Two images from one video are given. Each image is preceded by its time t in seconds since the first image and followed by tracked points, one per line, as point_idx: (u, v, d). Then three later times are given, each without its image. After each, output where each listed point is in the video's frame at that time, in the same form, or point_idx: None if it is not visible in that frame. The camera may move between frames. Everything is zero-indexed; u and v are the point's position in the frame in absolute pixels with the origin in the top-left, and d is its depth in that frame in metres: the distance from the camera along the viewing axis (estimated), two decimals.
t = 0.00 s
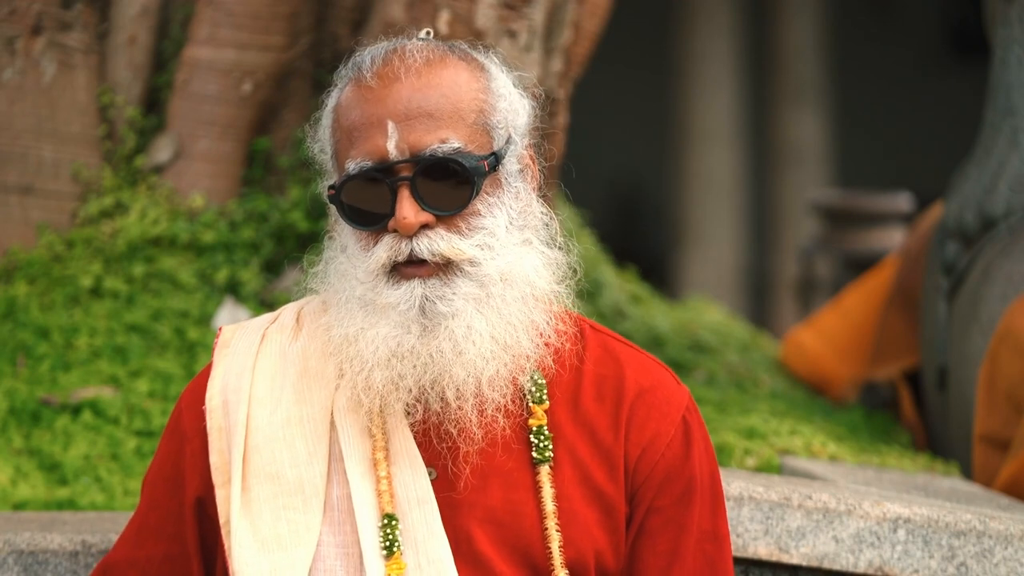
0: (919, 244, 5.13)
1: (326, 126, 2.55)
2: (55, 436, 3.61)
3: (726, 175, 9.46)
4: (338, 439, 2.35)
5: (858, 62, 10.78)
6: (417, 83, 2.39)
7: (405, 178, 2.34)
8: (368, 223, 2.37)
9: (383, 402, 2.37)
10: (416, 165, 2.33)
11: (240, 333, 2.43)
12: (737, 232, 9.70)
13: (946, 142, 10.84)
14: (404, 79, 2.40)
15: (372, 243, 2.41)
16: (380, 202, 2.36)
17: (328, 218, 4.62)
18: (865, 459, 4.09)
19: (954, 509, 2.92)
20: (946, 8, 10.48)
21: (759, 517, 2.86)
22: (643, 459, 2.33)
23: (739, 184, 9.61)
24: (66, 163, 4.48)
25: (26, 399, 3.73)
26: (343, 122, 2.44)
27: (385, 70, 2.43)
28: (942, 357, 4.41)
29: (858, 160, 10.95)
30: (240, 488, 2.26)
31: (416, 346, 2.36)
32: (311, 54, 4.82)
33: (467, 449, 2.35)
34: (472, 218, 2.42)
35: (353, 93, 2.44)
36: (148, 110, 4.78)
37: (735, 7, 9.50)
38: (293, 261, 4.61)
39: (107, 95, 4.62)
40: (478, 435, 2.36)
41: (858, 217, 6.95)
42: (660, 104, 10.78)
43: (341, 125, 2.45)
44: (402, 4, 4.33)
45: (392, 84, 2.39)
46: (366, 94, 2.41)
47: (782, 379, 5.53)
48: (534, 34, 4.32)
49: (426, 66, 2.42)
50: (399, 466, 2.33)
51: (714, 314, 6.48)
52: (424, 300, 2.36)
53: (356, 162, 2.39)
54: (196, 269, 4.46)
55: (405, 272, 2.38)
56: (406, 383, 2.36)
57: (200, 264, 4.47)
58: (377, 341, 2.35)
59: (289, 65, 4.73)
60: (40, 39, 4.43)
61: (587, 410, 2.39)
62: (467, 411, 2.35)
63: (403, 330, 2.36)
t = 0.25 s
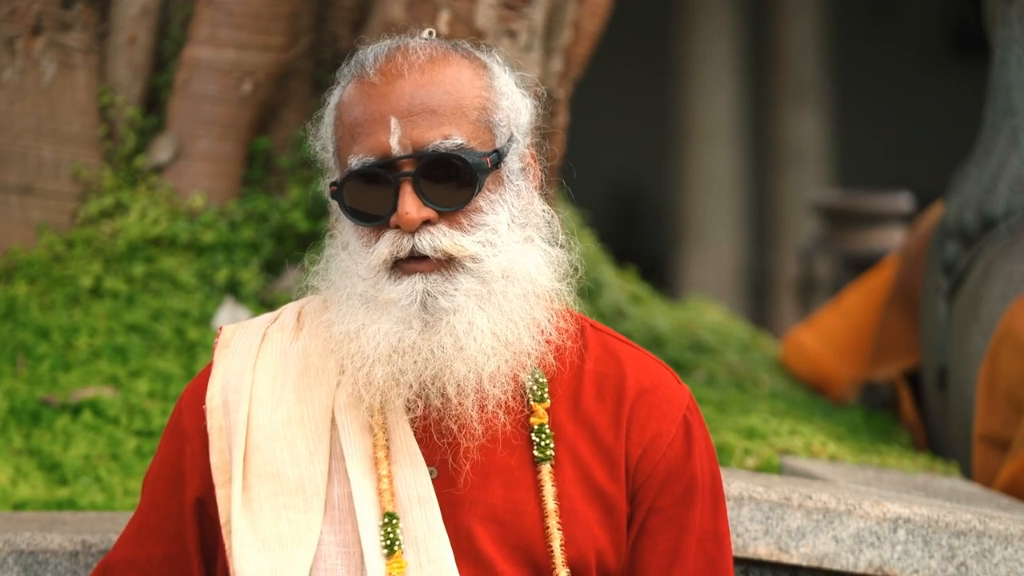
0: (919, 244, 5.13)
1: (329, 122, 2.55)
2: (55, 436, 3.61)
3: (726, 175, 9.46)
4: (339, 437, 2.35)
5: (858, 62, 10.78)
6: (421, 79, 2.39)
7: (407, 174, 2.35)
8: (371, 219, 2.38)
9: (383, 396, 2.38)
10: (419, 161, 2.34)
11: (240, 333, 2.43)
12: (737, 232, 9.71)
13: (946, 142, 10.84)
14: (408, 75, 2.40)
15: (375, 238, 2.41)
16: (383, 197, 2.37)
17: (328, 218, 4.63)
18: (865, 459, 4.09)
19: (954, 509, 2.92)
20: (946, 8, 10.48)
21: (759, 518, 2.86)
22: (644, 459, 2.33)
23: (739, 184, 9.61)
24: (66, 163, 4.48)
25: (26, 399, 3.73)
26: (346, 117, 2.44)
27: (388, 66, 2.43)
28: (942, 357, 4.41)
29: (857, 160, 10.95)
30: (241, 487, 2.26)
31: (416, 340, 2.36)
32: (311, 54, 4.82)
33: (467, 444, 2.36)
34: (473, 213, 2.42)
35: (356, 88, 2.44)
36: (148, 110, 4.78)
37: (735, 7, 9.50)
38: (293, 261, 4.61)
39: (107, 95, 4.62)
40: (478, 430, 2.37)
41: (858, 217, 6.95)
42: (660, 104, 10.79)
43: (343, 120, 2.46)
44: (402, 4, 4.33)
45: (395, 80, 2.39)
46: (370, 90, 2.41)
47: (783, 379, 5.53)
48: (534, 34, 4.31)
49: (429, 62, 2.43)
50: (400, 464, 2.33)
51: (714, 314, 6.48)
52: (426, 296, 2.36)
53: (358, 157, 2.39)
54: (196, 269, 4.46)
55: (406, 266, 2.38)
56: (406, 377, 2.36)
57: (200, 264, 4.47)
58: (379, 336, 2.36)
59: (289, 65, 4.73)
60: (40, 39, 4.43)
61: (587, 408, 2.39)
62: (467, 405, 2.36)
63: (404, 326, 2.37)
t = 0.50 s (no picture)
0: (919, 244, 5.13)
1: (363, 98, 2.56)
2: (55, 436, 3.61)
3: (726, 175, 9.46)
4: (337, 433, 2.35)
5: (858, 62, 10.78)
6: (466, 72, 2.42)
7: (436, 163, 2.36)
8: (392, 200, 2.39)
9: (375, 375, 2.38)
10: (450, 154, 2.35)
11: (239, 330, 2.42)
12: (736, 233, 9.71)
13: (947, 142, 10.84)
14: (453, 66, 2.43)
15: (391, 219, 2.42)
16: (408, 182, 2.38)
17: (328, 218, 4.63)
18: (865, 459, 4.09)
19: (954, 509, 2.92)
20: (946, 8, 10.48)
21: (759, 518, 2.85)
22: (644, 461, 2.33)
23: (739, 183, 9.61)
24: (66, 163, 4.48)
25: (26, 399, 3.73)
26: (384, 96, 2.46)
27: (436, 54, 2.46)
28: (942, 357, 4.41)
29: (858, 160, 10.95)
30: (240, 483, 2.26)
31: (413, 326, 2.35)
32: (311, 54, 4.83)
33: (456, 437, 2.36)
34: (492, 214, 2.41)
35: (399, 70, 2.46)
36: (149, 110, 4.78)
37: (735, 7, 9.50)
38: (294, 261, 4.62)
39: (107, 95, 4.63)
40: (459, 422, 2.36)
41: (858, 217, 6.95)
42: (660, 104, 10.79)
43: (380, 98, 2.47)
44: (402, 3, 4.34)
45: (441, 69, 2.42)
46: (413, 73, 2.43)
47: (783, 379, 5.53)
48: (534, 34, 4.31)
49: (476, 57, 2.45)
50: (397, 460, 2.33)
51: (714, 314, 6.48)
52: (432, 286, 2.36)
53: (390, 137, 2.40)
54: (196, 269, 4.46)
55: (415, 255, 2.38)
56: (398, 361, 2.35)
57: (200, 264, 4.47)
58: (376, 317, 2.36)
59: (289, 65, 4.74)
60: (40, 40, 4.43)
61: (587, 409, 2.39)
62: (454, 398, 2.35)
63: (403, 311, 2.36)
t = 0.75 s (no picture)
0: (919, 244, 5.14)
1: (421, 81, 2.57)
2: (55, 437, 3.61)
3: (726, 175, 9.47)
4: (349, 426, 2.34)
5: (858, 62, 10.78)
6: (539, 76, 2.46)
7: (496, 158, 2.38)
8: (444, 185, 2.40)
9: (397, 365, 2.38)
10: (511, 153, 2.38)
11: (249, 322, 2.40)
12: (737, 233, 9.71)
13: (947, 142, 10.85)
14: (527, 67, 2.47)
15: (439, 206, 2.42)
16: (465, 171, 2.38)
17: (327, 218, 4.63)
18: (865, 459, 4.09)
19: (954, 509, 2.92)
20: (946, 8, 10.48)
21: (759, 517, 2.85)
22: (654, 467, 2.35)
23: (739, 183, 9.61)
24: (66, 163, 4.48)
25: (26, 399, 3.73)
26: (450, 82, 2.48)
27: (512, 53, 2.50)
28: (942, 357, 4.41)
29: (857, 160, 10.95)
30: (250, 473, 2.24)
31: (443, 319, 2.34)
32: (311, 54, 4.84)
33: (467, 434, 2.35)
34: (540, 221, 2.45)
35: (473, 62, 2.49)
36: (149, 110, 4.78)
37: (735, 7, 9.51)
38: (293, 262, 4.62)
39: (107, 96, 4.62)
40: (481, 423, 2.36)
41: (858, 217, 6.95)
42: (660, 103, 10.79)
43: (445, 84, 2.48)
44: (402, 4, 4.34)
45: (517, 68, 2.45)
46: (487, 67, 2.46)
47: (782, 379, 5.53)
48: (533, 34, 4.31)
49: (549, 64, 2.50)
50: (409, 455, 2.32)
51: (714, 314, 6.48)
52: (469, 280, 2.37)
53: (453, 124, 2.41)
54: (196, 269, 4.46)
55: (456, 249, 2.40)
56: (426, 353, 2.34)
57: (200, 264, 4.47)
58: (407, 304, 2.35)
59: (288, 65, 4.74)
60: (40, 40, 4.42)
61: (599, 414, 2.40)
62: (476, 397, 2.34)
63: (435, 301, 2.36)
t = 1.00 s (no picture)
0: (919, 244, 5.14)
1: (463, 81, 2.54)
2: (55, 437, 3.60)
3: (726, 175, 9.47)
4: (351, 425, 2.34)
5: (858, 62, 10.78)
6: (584, 98, 2.46)
7: (529, 175, 2.36)
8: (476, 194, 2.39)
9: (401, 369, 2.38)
10: (544, 173, 2.37)
11: (253, 318, 2.41)
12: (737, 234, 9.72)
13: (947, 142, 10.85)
14: (574, 87, 2.46)
15: (466, 211, 2.42)
16: (497, 183, 2.38)
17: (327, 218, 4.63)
18: (865, 459, 4.09)
19: (954, 509, 2.92)
20: (946, 8, 10.49)
21: (759, 517, 2.85)
22: (656, 471, 2.35)
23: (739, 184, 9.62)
24: (66, 163, 4.48)
25: (26, 399, 3.73)
26: (495, 89, 2.45)
27: (561, 71, 2.48)
28: (942, 357, 4.41)
29: (857, 160, 10.95)
30: (252, 469, 2.25)
31: (451, 328, 2.35)
32: (311, 54, 4.85)
33: (464, 447, 2.35)
34: (562, 242, 2.44)
35: (522, 74, 2.46)
36: (148, 110, 4.78)
37: (735, 7, 9.51)
38: (293, 262, 4.62)
39: (107, 96, 4.62)
40: (481, 437, 2.35)
41: (858, 217, 6.95)
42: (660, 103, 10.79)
43: (489, 90, 2.46)
44: (402, 4, 4.34)
45: (563, 87, 2.44)
46: (535, 82, 2.44)
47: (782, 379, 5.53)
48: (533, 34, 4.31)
49: (595, 87, 2.50)
50: (412, 456, 2.32)
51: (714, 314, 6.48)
52: (484, 291, 2.36)
53: (493, 134, 2.40)
54: (196, 269, 4.46)
55: (475, 258, 2.39)
56: (431, 359, 2.35)
57: (200, 264, 4.47)
58: (417, 308, 2.35)
59: (288, 64, 4.74)
60: (40, 40, 4.42)
61: (601, 418, 2.41)
62: (479, 409, 2.34)
63: (446, 308, 2.36)
